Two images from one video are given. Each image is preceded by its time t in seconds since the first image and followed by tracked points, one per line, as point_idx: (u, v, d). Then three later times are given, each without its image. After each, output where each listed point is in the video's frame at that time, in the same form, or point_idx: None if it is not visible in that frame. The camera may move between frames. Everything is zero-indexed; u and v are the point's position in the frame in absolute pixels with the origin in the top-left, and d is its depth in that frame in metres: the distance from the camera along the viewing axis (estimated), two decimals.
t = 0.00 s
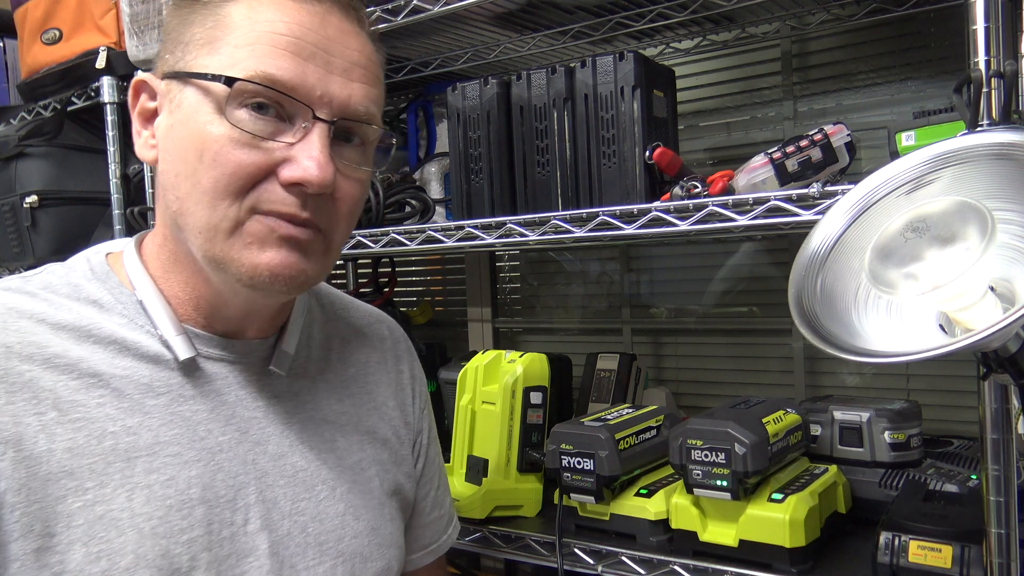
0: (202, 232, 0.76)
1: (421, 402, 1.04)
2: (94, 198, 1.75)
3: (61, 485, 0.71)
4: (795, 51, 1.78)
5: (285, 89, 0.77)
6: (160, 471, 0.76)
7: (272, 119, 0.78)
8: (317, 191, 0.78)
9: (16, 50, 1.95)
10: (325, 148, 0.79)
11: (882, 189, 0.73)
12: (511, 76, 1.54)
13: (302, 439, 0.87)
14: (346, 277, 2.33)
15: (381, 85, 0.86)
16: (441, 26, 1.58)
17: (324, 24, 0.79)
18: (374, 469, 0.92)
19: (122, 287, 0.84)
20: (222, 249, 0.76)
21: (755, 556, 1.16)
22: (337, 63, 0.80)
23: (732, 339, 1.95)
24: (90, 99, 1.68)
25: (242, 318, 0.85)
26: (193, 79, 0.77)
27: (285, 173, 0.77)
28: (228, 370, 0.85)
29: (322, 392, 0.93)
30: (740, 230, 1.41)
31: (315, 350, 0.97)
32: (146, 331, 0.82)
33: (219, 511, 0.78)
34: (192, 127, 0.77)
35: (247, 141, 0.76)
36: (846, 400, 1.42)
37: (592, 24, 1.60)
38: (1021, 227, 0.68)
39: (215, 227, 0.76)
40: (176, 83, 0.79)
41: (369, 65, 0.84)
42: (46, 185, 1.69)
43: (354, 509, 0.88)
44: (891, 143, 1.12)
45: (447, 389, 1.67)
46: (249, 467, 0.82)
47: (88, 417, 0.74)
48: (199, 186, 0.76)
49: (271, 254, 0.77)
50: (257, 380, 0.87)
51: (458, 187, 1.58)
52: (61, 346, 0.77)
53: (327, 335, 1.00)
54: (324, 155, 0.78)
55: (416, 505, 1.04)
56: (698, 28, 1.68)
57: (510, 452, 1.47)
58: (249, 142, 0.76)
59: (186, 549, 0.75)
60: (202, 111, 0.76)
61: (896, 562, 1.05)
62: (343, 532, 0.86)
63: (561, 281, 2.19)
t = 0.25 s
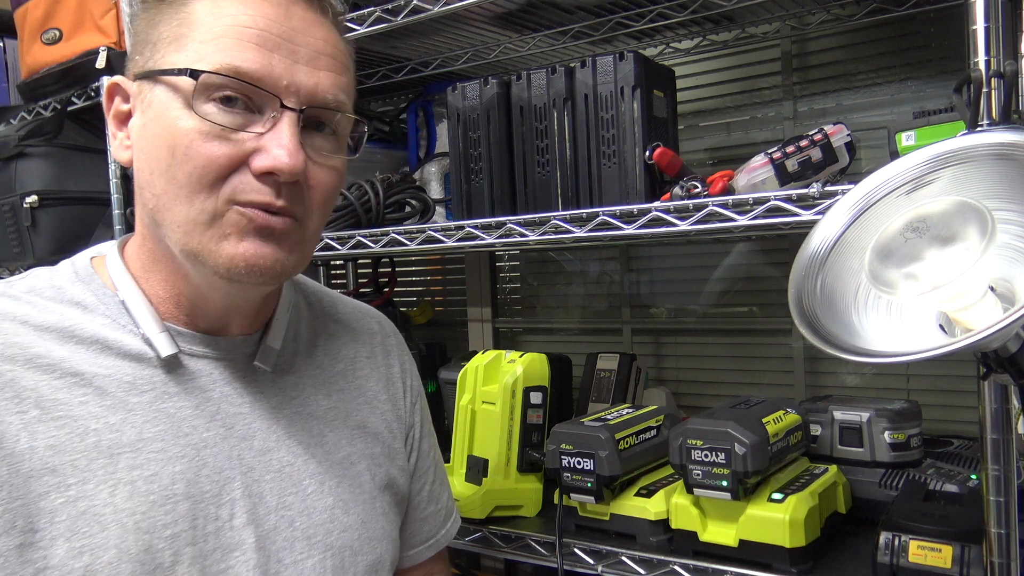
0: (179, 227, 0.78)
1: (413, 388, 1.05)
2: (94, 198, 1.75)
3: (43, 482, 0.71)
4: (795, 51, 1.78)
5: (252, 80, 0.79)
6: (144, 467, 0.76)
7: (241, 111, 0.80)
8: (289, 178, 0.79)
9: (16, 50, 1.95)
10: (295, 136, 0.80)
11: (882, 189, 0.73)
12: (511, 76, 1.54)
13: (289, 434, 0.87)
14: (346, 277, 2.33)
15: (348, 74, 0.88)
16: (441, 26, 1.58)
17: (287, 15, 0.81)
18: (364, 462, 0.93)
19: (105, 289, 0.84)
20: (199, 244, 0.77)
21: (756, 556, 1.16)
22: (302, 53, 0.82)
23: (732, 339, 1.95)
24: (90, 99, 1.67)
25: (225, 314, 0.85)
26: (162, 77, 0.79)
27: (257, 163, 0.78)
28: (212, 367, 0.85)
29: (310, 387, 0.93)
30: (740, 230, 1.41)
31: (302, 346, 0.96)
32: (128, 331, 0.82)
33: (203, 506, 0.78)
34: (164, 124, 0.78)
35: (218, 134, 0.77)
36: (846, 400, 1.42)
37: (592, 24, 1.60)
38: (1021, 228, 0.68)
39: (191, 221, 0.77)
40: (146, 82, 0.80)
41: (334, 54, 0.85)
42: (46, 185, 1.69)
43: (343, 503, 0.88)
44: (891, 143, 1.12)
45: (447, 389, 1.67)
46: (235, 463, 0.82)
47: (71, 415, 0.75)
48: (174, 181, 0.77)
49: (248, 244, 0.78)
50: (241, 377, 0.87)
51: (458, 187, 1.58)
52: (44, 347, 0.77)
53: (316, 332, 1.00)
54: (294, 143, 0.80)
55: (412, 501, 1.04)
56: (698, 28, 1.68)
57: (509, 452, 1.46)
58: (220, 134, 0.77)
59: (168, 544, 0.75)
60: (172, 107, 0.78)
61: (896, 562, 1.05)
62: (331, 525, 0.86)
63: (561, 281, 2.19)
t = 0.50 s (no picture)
0: (170, 224, 0.77)
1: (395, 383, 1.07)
2: (94, 198, 1.75)
3: (47, 480, 0.73)
4: (795, 51, 1.78)
5: (247, 81, 0.79)
6: (144, 464, 0.77)
7: (235, 112, 0.80)
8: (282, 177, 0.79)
9: (16, 50, 1.95)
10: (289, 136, 0.81)
11: (882, 189, 0.73)
12: (511, 76, 1.54)
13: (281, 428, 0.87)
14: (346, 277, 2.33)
15: (341, 78, 0.89)
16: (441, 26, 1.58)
17: (282, 19, 0.82)
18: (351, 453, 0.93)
19: (96, 290, 0.84)
20: (191, 242, 0.77)
21: (756, 556, 1.16)
22: (296, 56, 0.83)
23: (732, 339, 1.95)
24: (90, 99, 1.67)
25: (216, 315, 0.85)
26: (157, 77, 0.79)
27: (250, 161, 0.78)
28: (205, 366, 0.85)
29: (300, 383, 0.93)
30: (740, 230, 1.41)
31: (290, 343, 0.96)
32: (122, 331, 0.82)
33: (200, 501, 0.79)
34: (157, 122, 0.78)
35: (212, 132, 0.77)
36: (846, 400, 1.42)
37: (592, 24, 1.60)
38: (1021, 228, 0.68)
39: (183, 219, 0.77)
40: (140, 83, 0.80)
41: (328, 58, 0.86)
42: (46, 185, 1.69)
43: (332, 494, 0.89)
44: (891, 143, 1.12)
45: (447, 389, 1.67)
46: (230, 459, 0.82)
47: (70, 414, 0.76)
48: (166, 179, 0.77)
49: (240, 242, 0.78)
50: (232, 375, 0.87)
51: (458, 187, 1.58)
52: (41, 346, 0.78)
53: (300, 327, 1.00)
54: (288, 142, 0.80)
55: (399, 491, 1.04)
56: (698, 28, 1.68)
57: (509, 452, 1.47)
58: (214, 133, 0.77)
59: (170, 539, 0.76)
60: (166, 106, 0.78)
61: (896, 562, 1.05)
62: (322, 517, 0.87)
63: (561, 281, 2.19)
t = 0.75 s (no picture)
0: (179, 226, 0.79)
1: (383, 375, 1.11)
2: (94, 198, 1.75)
3: (69, 470, 0.74)
4: (795, 51, 1.78)
5: (259, 89, 0.81)
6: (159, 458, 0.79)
7: (244, 117, 0.82)
8: (290, 183, 0.81)
9: (16, 50, 1.95)
10: (297, 143, 0.83)
11: (882, 189, 0.72)
12: (511, 76, 1.54)
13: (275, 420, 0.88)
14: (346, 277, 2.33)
15: (343, 90, 0.92)
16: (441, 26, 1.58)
17: (290, 31, 0.84)
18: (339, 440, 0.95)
19: (96, 291, 0.84)
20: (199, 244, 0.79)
21: (756, 556, 1.16)
22: (304, 67, 0.85)
23: (732, 339, 1.95)
24: (90, 99, 1.67)
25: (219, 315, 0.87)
26: (166, 82, 0.80)
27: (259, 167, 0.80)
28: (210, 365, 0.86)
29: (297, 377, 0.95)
30: (740, 230, 1.41)
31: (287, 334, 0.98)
32: (125, 331, 0.83)
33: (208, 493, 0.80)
34: (166, 126, 0.79)
35: (222, 138, 0.79)
36: (845, 400, 1.42)
37: (592, 24, 1.60)
38: (1021, 227, 0.68)
39: (191, 221, 0.79)
40: (149, 89, 0.81)
41: (331, 71, 0.89)
42: (47, 185, 1.69)
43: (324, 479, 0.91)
44: (891, 143, 1.12)
45: (447, 389, 1.67)
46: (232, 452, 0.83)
47: (84, 410, 0.77)
48: (175, 182, 0.78)
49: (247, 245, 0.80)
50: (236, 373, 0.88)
51: (458, 187, 1.58)
52: (52, 342, 0.79)
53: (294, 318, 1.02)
54: (297, 149, 0.82)
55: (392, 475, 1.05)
56: (699, 28, 1.68)
57: (510, 452, 1.47)
58: (224, 138, 0.79)
59: (186, 531, 0.78)
60: (176, 110, 0.79)
61: (895, 562, 1.05)
62: (313, 502, 0.89)
63: (561, 281, 2.19)
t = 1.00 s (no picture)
0: (179, 221, 0.79)
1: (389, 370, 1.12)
2: (94, 198, 1.75)
3: (61, 461, 0.74)
4: (795, 51, 1.78)
5: (255, 82, 0.82)
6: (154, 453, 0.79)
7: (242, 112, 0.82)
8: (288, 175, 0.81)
9: (16, 50, 1.95)
10: (294, 135, 0.83)
11: (882, 189, 0.73)
12: (511, 76, 1.54)
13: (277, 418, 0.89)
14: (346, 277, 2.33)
15: (340, 83, 0.92)
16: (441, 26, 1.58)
17: (285, 25, 0.85)
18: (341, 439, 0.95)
19: (100, 287, 0.86)
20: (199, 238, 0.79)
21: (755, 556, 1.16)
22: (299, 59, 0.85)
23: (732, 339, 1.95)
24: (90, 99, 1.68)
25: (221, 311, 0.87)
26: (164, 80, 0.80)
27: (257, 160, 0.80)
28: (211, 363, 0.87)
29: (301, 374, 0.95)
30: (740, 231, 1.41)
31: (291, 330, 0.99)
32: (127, 327, 0.84)
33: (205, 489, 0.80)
34: (164, 122, 0.79)
35: (219, 131, 0.79)
36: (845, 400, 1.42)
37: (592, 24, 1.60)
38: (1021, 228, 0.68)
39: (191, 216, 0.79)
40: (146, 87, 0.81)
41: (328, 64, 0.90)
42: (47, 185, 1.69)
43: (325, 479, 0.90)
44: (891, 143, 1.12)
45: (447, 389, 1.67)
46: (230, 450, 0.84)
47: (82, 403, 0.77)
48: (174, 178, 0.78)
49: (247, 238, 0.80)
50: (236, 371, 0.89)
51: (458, 187, 1.58)
52: (54, 334, 0.79)
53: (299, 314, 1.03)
54: (294, 141, 0.82)
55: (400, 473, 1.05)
56: (699, 28, 1.68)
57: (510, 452, 1.47)
58: (222, 132, 0.79)
59: (179, 528, 0.78)
60: (173, 106, 0.79)
61: (895, 562, 1.05)
62: (311, 502, 0.88)
63: (561, 281, 2.19)
